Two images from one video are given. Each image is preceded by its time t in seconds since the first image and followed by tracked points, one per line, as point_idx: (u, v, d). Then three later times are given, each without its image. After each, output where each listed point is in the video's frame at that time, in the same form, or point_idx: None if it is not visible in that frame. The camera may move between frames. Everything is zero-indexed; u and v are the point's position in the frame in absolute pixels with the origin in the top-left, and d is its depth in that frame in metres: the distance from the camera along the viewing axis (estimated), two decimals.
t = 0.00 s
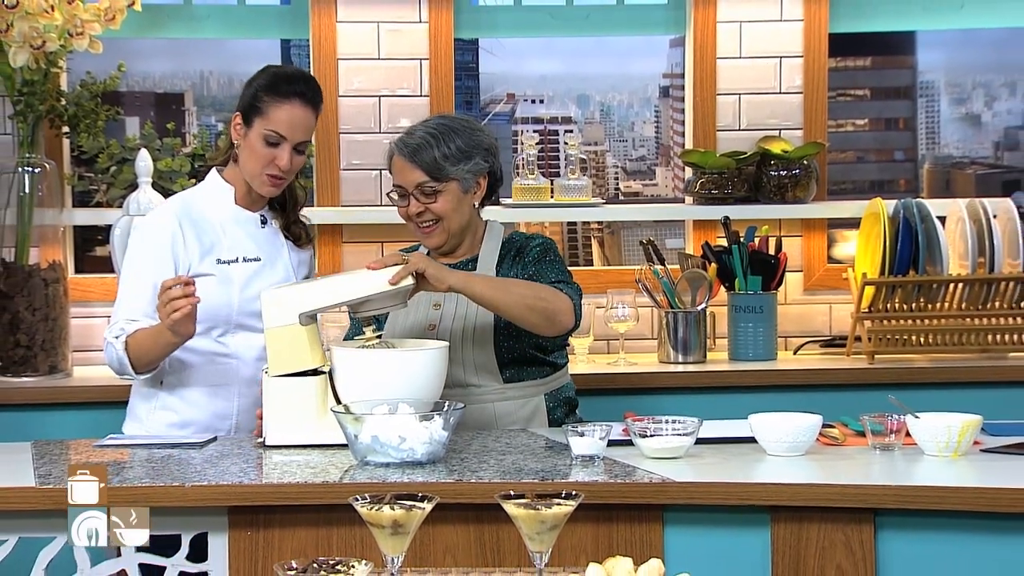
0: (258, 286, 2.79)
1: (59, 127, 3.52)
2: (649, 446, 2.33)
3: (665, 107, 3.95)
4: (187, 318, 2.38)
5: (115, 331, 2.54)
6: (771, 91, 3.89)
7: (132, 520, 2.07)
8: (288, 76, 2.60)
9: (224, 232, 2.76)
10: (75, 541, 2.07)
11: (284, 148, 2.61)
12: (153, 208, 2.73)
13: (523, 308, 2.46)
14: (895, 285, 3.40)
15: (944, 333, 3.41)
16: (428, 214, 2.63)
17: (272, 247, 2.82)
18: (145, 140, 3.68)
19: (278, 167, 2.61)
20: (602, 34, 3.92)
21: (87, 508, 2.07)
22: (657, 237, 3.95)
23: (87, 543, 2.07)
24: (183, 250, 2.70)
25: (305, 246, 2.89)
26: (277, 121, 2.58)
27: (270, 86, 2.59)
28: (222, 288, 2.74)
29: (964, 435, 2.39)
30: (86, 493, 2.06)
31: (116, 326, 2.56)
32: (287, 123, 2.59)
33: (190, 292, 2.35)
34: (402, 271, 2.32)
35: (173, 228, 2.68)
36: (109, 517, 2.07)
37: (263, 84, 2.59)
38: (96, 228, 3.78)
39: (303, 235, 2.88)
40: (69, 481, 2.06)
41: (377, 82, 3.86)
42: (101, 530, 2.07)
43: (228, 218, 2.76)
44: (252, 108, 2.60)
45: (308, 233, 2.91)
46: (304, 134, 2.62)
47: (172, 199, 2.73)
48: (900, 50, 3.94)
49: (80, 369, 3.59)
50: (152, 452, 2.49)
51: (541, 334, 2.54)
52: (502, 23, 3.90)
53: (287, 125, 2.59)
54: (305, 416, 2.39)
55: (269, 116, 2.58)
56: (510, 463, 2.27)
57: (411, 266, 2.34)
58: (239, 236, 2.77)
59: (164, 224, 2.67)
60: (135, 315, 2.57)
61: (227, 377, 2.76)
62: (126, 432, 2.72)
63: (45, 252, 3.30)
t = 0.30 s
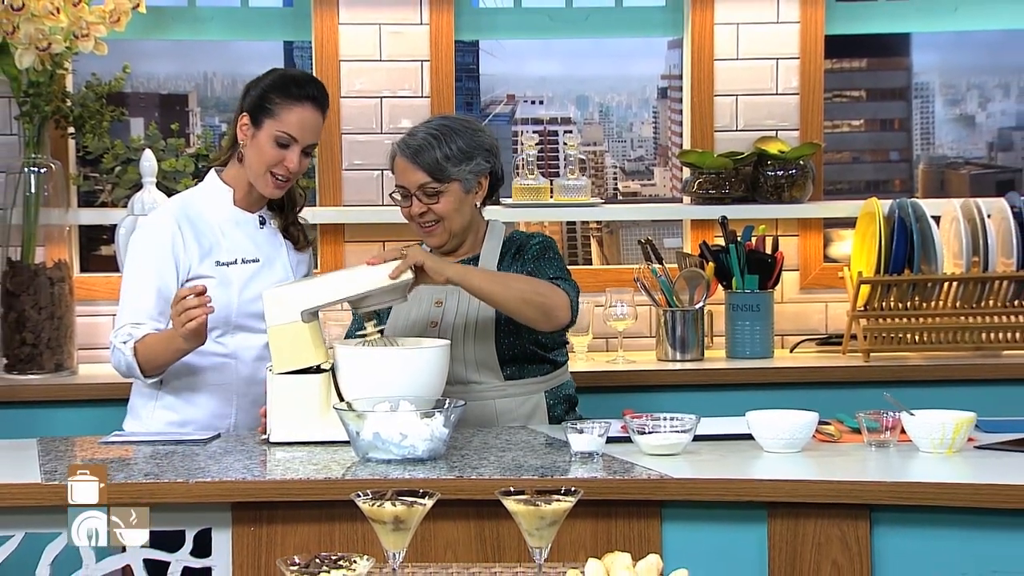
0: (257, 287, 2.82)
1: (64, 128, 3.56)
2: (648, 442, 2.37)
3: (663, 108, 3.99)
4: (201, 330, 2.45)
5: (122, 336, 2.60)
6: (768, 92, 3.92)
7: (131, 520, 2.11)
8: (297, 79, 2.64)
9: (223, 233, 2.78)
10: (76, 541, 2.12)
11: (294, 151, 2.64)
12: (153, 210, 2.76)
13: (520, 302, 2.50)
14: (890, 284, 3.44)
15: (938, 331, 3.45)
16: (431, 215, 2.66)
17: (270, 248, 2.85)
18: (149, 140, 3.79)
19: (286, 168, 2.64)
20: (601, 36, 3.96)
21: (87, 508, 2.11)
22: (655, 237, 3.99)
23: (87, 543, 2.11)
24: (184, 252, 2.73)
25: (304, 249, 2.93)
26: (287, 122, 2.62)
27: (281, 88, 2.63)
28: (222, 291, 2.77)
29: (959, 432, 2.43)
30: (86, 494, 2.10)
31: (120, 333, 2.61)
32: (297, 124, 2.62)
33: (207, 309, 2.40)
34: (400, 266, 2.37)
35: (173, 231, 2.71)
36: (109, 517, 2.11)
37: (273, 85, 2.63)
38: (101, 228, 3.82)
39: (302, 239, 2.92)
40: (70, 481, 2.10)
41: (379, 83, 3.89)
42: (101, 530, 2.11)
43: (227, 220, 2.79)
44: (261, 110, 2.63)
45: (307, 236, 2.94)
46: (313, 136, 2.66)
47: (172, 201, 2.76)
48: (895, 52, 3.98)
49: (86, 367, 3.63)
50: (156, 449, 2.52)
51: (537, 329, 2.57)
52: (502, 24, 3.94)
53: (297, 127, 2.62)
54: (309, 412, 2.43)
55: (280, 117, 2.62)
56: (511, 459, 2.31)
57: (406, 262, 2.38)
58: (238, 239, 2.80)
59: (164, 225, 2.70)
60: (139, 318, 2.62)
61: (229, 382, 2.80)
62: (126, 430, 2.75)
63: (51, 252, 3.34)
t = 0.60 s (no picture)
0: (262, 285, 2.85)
1: (69, 129, 3.60)
2: (646, 440, 2.40)
3: (661, 109, 4.02)
4: (209, 336, 2.48)
5: (129, 338, 2.65)
6: (766, 94, 3.96)
7: (131, 520, 2.12)
8: (295, 77, 2.67)
9: (228, 231, 2.82)
10: (76, 542, 2.13)
11: (297, 149, 2.68)
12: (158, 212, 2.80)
13: (500, 266, 2.52)
14: (886, 283, 3.48)
15: (934, 330, 3.48)
16: (437, 215, 2.70)
17: (275, 245, 2.88)
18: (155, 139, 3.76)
19: (290, 167, 2.68)
20: (601, 37, 4.00)
21: (87, 508, 2.13)
22: (654, 236, 4.03)
23: (87, 543, 2.12)
24: (189, 252, 2.76)
25: (308, 244, 2.96)
26: (289, 122, 2.65)
27: (280, 88, 2.66)
28: (227, 289, 2.80)
29: (954, 429, 2.46)
30: (86, 494, 2.12)
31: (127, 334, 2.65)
32: (298, 124, 2.65)
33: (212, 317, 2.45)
34: (381, 239, 2.39)
35: (178, 232, 2.74)
36: (109, 517, 2.12)
37: (271, 85, 2.66)
38: (106, 227, 3.85)
39: (304, 234, 2.94)
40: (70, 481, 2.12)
41: (380, 84, 3.93)
42: (102, 530, 2.13)
43: (232, 218, 2.82)
44: (264, 110, 2.66)
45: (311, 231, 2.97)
46: (315, 135, 2.69)
47: (175, 201, 2.79)
48: (892, 53, 4.01)
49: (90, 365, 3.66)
50: (160, 447, 2.55)
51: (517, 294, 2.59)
52: (502, 26, 3.98)
53: (299, 126, 2.65)
54: (313, 409, 2.47)
55: (282, 118, 2.65)
56: (510, 457, 2.34)
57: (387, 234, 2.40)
58: (243, 237, 2.83)
59: (168, 226, 2.73)
60: (147, 320, 2.66)
61: (238, 381, 2.83)
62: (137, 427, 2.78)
63: (56, 251, 3.38)
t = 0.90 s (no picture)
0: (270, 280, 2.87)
1: (74, 129, 3.64)
2: (645, 437, 2.43)
3: (660, 109, 4.06)
4: (210, 335, 2.52)
5: (135, 334, 2.69)
6: (763, 94, 3.99)
7: (131, 520, 2.14)
8: (301, 77, 2.71)
9: (236, 229, 2.84)
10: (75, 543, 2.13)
11: (304, 148, 2.71)
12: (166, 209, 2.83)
13: (484, 246, 2.51)
14: (881, 282, 3.51)
15: (929, 328, 3.52)
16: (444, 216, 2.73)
17: (284, 242, 2.89)
18: (159, 141, 3.78)
19: (297, 165, 2.71)
20: (600, 38, 4.03)
21: (87, 508, 2.14)
22: (653, 235, 4.06)
23: (86, 543, 2.12)
24: (196, 249, 2.79)
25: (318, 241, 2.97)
26: (296, 121, 2.68)
27: (286, 87, 2.70)
28: (233, 285, 2.83)
29: (949, 426, 2.49)
30: (86, 494, 2.15)
31: (133, 329, 2.70)
32: (305, 123, 2.69)
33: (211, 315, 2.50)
34: (364, 226, 2.41)
35: (184, 230, 2.78)
36: (109, 518, 2.14)
37: (277, 85, 2.70)
38: (111, 226, 3.89)
39: (314, 231, 2.95)
40: (70, 481, 2.14)
41: (382, 85, 3.96)
42: (102, 530, 2.14)
43: (240, 215, 2.85)
44: (271, 109, 2.70)
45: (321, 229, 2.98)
46: (321, 134, 2.73)
47: (183, 199, 2.83)
48: (888, 54, 4.05)
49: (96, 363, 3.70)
50: (164, 444, 2.59)
51: (500, 275, 2.59)
52: (502, 27, 4.01)
53: (306, 125, 2.69)
54: (315, 405, 2.50)
55: (288, 117, 2.68)
56: (510, 454, 2.37)
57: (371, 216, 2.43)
58: (250, 234, 2.85)
59: (175, 224, 2.77)
60: (152, 316, 2.71)
61: (244, 376, 2.86)
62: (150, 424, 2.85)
63: (61, 250, 3.41)
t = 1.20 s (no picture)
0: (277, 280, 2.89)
1: (79, 129, 3.67)
2: (643, 434, 2.46)
3: (658, 109, 4.09)
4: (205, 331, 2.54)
5: (140, 329, 2.71)
6: (760, 94, 4.03)
7: (131, 520, 2.18)
8: (314, 77, 2.75)
9: (246, 228, 2.87)
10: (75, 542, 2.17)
11: (315, 146, 2.74)
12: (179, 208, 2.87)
13: (473, 233, 2.53)
14: (877, 280, 3.55)
15: (925, 326, 3.56)
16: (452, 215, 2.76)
17: (292, 243, 2.92)
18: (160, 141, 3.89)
19: (308, 163, 2.74)
20: (600, 39, 4.07)
21: (86, 508, 2.19)
22: (652, 234, 4.09)
23: (86, 543, 2.17)
24: (204, 247, 2.83)
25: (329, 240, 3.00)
26: (307, 120, 2.72)
27: (299, 87, 2.74)
28: (239, 284, 2.86)
29: (944, 423, 2.52)
30: (86, 494, 2.19)
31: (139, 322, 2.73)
32: (317, 121, 2.72)
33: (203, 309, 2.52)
34: (354, 219, 2.42)
35: (194, 228, 2.82)
36: (108, 518, 2.19)
37: (290, 85, 2.74)
38: (115, 226, 3.93)
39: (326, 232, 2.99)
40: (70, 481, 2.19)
41: (383, 85, 4.00)
42: (101, 530, 2.18)
43: (250, 216, 2.88)
44: (283, 108, 2.73)
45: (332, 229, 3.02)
46: (332, 133, 2.76)
47: (195, 198, 2.87)
48: (884, 55, 4.08)
49: (100, 361, 3.74)
50: (168, 440, 2.62)
51: (488, 263, 2.61)
52: (502, 29, 4.04)
53: (317, 123, 2.72)
54: (318, 403, 2.54)
55: (299, 115, 2.72)
56: (510, 450, 2.40)
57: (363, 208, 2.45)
58: (259, 234, 2.88)
59: (185, 222, 2.81)
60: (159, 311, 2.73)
61: (245, 371, 2.89)
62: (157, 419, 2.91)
63: (66, 249, 3.45)
